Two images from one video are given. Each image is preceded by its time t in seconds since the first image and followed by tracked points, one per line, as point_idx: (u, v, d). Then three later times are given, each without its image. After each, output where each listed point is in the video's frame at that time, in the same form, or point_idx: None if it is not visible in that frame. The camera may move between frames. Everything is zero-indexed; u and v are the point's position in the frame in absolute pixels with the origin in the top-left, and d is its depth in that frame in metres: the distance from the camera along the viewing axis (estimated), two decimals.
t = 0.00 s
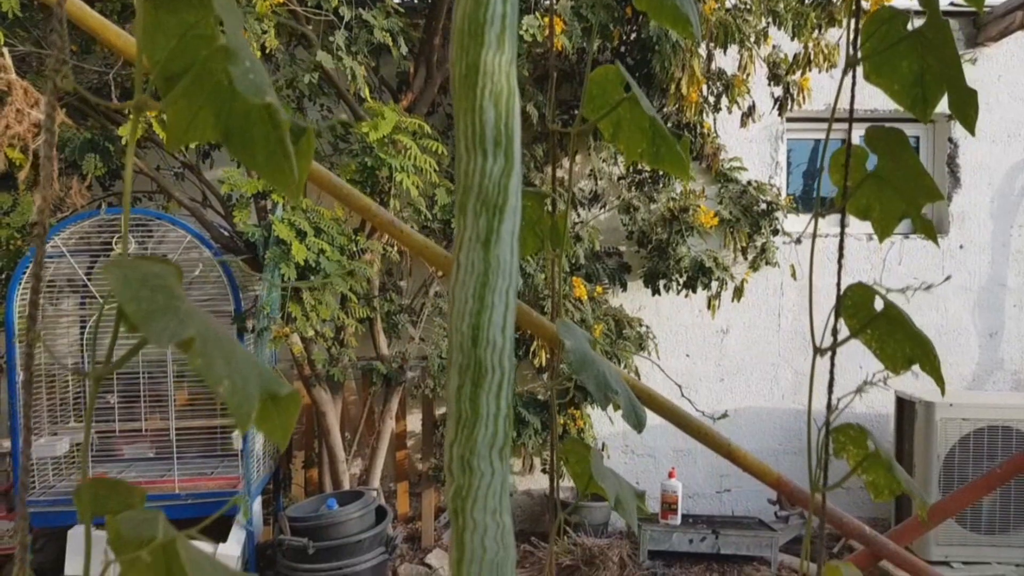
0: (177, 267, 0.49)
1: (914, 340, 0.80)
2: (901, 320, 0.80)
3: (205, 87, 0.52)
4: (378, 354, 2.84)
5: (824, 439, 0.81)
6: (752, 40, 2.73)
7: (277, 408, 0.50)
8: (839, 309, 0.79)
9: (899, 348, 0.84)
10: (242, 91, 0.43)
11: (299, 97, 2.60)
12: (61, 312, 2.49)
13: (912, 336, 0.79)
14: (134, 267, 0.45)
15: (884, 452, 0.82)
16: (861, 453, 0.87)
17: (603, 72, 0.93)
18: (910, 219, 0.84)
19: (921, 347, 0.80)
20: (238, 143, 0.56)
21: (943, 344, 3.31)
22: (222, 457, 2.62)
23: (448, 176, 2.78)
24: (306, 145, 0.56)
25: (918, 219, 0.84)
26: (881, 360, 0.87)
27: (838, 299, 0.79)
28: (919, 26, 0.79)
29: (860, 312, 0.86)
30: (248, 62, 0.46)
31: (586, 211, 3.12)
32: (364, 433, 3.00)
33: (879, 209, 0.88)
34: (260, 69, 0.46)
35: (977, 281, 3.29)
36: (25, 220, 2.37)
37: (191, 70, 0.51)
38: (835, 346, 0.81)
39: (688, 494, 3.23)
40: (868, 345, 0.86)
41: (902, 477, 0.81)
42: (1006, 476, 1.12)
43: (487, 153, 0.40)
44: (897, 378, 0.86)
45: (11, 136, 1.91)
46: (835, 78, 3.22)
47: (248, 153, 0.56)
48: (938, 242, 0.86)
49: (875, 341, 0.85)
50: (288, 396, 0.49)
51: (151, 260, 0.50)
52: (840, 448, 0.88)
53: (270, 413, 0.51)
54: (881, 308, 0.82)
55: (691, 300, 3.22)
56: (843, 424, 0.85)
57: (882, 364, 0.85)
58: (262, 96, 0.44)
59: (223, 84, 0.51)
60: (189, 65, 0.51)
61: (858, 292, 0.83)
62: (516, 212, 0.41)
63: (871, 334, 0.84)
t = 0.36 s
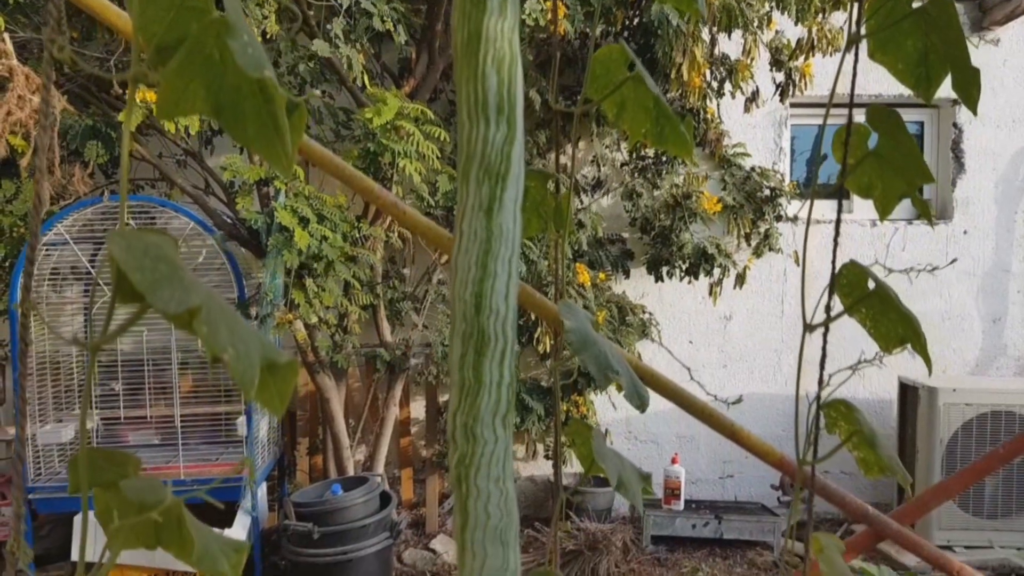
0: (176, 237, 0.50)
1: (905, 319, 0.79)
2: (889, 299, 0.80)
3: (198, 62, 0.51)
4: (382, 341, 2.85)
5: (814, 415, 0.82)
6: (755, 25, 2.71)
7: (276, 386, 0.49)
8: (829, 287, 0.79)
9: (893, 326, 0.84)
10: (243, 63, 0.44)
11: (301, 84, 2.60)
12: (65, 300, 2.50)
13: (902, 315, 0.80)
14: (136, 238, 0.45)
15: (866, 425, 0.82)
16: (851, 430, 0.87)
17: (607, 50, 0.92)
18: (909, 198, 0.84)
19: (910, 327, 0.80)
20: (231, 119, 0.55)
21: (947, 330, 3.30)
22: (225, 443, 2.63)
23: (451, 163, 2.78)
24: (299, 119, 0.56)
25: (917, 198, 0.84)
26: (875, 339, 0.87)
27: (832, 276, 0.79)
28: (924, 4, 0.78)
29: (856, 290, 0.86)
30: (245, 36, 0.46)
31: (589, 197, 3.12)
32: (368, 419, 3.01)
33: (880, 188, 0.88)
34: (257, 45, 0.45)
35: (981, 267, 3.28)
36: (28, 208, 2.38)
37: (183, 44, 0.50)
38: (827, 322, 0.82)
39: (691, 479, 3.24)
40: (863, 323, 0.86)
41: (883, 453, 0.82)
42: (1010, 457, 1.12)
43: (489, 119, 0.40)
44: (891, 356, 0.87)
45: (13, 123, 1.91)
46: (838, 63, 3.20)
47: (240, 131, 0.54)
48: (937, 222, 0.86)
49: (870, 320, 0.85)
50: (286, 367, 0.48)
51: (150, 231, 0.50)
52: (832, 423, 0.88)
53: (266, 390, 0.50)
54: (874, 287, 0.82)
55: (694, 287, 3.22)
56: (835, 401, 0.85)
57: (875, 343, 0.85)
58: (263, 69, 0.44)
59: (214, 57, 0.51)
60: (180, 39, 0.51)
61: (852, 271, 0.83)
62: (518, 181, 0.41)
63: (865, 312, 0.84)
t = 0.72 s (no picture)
0: (167, 207, 0.50)
1: (907, 299, 0.79)
2: (893, 278, 0.79)
3: (197, 24, 0.50)
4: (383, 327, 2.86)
5: (814, 395, 0.82)
6: (758, 9, 2.70)
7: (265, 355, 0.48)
8: (832, 266, 0.79)
9: (895, 306, 0.83)
10: (234, 33, 0.44)
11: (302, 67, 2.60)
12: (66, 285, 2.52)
13: (904, 295, 0.80)
14: (123, 207, 0.46)
15: (863, 405, 0.82)
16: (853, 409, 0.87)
17: (610, 28, 0.91)
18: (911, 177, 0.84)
19: (912, 307, 0.80)
20: (232, 89, 0.55)
21: (948, 317, 3.30)
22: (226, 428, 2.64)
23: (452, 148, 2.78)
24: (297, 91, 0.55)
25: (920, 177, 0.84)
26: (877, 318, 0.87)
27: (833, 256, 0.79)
28: None
29: (858, 268, 0.85)
30: (237, 6, 0.46)
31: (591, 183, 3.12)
32: (370, 405, 3.02)
33: (885, 166, 0.87)
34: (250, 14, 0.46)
35: (982, 253, 3.27)
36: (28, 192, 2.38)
37: (180, 12, 0.50)
38: (828, 300, 0.82)
39: (691, 465, 3.25)
40: (866, 303, 0.86)
41: (880, 433, 0.82)
42: (1011, 437, 1.12)
43: (493, 85, 0.40)
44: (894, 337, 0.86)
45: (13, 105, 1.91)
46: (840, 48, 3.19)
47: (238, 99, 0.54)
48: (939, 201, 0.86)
49: (873, 300, 0.85)
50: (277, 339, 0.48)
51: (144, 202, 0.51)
52: (835, 404, 0.88)
53: (256, 357, 0.49)
54: (877, 265, 0.82)
55: (695, 273, 3.22)
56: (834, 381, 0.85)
57: (878, 323, 0.85)
58: (253, 39, 0.44)
59: (215, 25, 0.50)
60: (177, 7, 0.50)
61: (853, 250, 0.83)
62: (522, 147, 0.41)
63: (868, 291, 0.84)
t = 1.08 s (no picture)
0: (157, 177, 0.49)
1: (907, 277, 0.79)
2: (894, 256, 0.79)
3: None
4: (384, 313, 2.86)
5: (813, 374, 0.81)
6: None
7: (252, 327, 0.48)
8: (832, 244, 0.78)
9: (896, 284, 0.83)
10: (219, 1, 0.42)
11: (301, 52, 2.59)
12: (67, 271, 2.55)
13: (905, 274, 0.79)
14: (109, 176, 0.45)
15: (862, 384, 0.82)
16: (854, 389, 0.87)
17: (612, 6, 0.91)
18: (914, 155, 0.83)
19: (912, 286, 0.79)
20: (227, 61, 0.54)
21: (949, 302, 3.29)
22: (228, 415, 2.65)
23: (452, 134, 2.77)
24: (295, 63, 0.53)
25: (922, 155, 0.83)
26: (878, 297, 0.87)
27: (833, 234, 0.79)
28: None
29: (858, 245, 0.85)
30: None
31: (592, 169, 3.12)
32: (371, 391, 3.02)
33: (889, 144, 0.87)
34: None
35: (984, 239, 3.27)
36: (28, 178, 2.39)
37: None
38: (829, 277, 0.81)
39: (692, 451, 3.26)
40: (869, 281, 0.86)
41: (878, 412, 0.82)
42: (1013, 418, 1.11)
43: (492, 51, 0.39)
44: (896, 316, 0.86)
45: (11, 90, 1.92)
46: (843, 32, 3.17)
47: (240, 74, 0.54)
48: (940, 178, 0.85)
49: (874, 278, 0.84)
50: (262, 314, 0.47)
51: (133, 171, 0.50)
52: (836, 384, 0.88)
53: (244, 333, 0.49)
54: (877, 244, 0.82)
55: (697, 259, 3.21)
56: (833, 360, 0.85)
57: (879, 301, 0.85)
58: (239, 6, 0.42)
59: None
60: None
61: (853, 229, 0.83)
62: (521, 114, 0.40)
63: (870, 270, 0.84)
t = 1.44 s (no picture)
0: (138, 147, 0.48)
1: (905, 257, 0.79)
2: (895, 237, 0.79)
3: None
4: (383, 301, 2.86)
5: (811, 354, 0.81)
6: None
7: (227, 299, 0.47)
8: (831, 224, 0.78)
9: (894, 265, 0.83)
10: None
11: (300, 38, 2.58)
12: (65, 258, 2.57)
13: (904, 255, 0.79)
14: (88, 144, 0.45)
15: (861, 365, 0.82)
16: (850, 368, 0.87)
17: None
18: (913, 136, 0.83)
19: (910, 267, 0.79)
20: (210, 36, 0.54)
21: (949, 291, 3.29)
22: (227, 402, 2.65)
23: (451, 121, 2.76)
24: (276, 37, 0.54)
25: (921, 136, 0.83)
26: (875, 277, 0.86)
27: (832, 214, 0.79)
28: None
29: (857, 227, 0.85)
30: None
31: (592, 157, 3.11)
32: (370, 378, 3.03)
33: (885, 124, 0.86)
34: None
35: (984, 228, 3.26)
36: (25, 164, 2.39)
37: None
38: (827, 259, 0.81)
39: (690, 439, 3.26)
40: (863, 261, 0.85)
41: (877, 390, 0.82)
42: (1011, 402, 1.11)
43: (488, 16, 0.38)
44: (891, 295, 0.86)
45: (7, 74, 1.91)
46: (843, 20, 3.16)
47: (223, 45, 0.53)
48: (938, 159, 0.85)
49: (870, 257, 0.84)
50: (239, 286, 0.46)
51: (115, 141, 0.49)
52: (831, 363, 0.88)
53: (219, 306, 0.48)
54: (876, 224, 0.82)
55: (696, 248, 3.21)
56: (831, 340, 0.85)
57: (876, 281, 0.85)
58: None
59: None
60: None
61: (853, 209, 0.82)
62: (518, 81, 0.39)
63: (867, 250, 0.84)
